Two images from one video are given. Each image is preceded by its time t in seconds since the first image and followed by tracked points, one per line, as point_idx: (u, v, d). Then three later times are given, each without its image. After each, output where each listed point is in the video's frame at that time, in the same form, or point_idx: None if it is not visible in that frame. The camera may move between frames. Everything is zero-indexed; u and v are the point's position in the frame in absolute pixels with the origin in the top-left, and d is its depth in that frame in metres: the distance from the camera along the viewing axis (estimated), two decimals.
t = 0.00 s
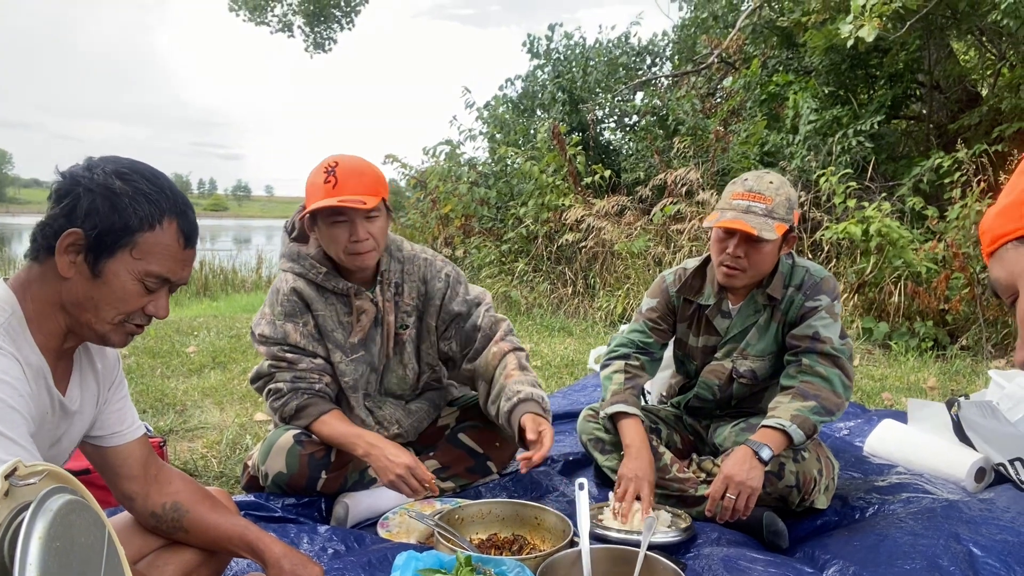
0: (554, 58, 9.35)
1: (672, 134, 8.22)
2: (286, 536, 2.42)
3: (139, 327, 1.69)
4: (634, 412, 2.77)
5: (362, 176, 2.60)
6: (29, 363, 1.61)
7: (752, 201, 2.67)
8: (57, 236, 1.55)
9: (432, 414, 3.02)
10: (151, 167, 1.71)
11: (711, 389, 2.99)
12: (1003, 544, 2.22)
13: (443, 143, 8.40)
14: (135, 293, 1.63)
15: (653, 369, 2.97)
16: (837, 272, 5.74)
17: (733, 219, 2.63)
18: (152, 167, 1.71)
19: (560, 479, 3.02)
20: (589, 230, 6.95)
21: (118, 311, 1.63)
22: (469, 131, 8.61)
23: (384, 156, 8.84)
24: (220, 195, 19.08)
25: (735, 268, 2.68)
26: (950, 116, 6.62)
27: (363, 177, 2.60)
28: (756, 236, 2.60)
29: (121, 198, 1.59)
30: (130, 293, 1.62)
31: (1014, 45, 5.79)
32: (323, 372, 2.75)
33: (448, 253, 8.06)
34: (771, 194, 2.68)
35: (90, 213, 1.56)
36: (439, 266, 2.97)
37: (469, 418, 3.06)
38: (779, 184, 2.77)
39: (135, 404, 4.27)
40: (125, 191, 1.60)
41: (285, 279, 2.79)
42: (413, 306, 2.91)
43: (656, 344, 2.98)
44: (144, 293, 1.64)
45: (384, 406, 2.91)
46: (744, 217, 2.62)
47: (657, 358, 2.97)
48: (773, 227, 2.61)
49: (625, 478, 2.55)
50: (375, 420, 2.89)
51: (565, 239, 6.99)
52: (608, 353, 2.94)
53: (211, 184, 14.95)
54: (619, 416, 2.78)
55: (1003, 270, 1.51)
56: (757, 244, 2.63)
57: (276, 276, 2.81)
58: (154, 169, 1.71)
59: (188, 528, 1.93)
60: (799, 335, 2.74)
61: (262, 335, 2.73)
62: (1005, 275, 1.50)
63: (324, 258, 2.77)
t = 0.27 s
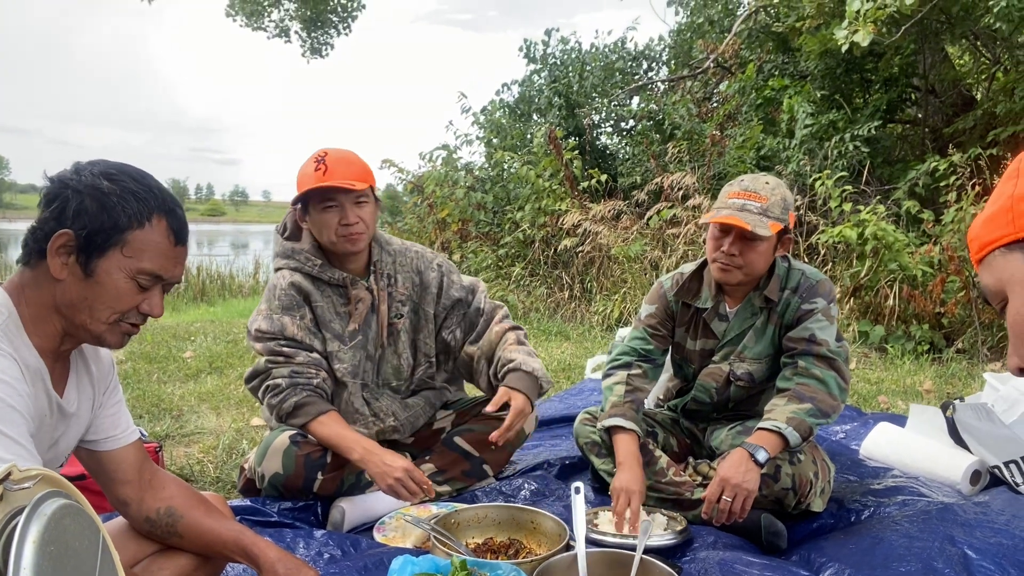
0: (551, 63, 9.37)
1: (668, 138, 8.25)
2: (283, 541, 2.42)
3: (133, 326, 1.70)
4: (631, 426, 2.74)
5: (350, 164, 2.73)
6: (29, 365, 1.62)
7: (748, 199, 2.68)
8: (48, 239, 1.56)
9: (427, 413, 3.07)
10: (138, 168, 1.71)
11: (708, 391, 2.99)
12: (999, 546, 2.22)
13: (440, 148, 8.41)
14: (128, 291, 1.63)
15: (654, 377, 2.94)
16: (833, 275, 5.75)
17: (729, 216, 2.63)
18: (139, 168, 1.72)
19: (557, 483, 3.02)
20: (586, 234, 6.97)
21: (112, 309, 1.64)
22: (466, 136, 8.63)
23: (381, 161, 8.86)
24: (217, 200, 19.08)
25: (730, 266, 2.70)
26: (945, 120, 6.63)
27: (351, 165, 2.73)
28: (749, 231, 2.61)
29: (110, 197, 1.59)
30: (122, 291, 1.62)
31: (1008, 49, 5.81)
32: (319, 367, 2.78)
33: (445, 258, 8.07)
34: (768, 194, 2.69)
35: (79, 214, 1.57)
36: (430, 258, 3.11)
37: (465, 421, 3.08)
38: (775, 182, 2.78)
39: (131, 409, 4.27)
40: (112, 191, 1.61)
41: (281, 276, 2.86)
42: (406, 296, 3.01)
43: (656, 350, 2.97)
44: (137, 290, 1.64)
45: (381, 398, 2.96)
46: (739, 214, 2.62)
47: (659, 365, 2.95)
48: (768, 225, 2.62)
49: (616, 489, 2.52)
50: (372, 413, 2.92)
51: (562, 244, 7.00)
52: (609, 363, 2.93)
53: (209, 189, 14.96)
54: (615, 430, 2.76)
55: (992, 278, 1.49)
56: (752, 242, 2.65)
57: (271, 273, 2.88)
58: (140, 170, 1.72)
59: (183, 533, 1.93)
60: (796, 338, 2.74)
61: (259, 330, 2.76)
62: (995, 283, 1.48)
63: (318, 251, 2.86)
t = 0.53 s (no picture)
0: (547, 68, 9.39)
1: (664, 143, 8.26)
2: (278, 548, 2.41)
3: (125, 297, 1.67)
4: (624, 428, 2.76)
5: (348, 164, 2.82)
6: (26, 373, 1.62)
7: (736, 204, 2.69)
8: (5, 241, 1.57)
9: (422, 411, 3.06)
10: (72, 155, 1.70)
11: (702, 396, 2.99)
12: (995, 551, 2.22)
13: (437, 153, 8.42)
14: (99, 263, 1.61)
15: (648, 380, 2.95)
16: (829, 280, 5.76)
17: (718, 221, 2.64)
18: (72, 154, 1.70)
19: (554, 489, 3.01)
20: (582, 239, 6.97)
21: (94, 288, 1.62)
22: (463, 141, 8.64)
23: (378, 166, 8.86)
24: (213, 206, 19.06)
25: (720, 271, 2.70)
26: (940, 124, 6.66)
27: (350, 165, 2.82)
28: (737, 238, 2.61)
29: (47, 181, 1.58)
30: (93, 263, 1.60)
31: (1002, 54, 5.84)
32: (310, 361, 2.79)
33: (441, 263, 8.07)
34: (756, 198, 2.70)
35: (28, 206, 1.56)
36: (421, 261, 3.17)
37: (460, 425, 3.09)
38: (764, 187, 2.79)
39: (126, 415, 4.26)
40: (44, 174, 1.60)
41: (276, 274, 2.90)
42: (399, 294, 3.05)
43: (650, 355, 2.99)
44: (109, 259, 1.62)
45: (375, 393, 2.96)
46: (727, 220, 2.63)
47: (651, 369, 2.97)
48: (756, 230, 2.61)
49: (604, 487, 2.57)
50: (365, 406, 2.92)
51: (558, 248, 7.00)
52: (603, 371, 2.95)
53: (205, 194, 14.95)
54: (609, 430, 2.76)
55: (987, 287, 1.49)
56: (741, 247, 2.65)
57: (267, 273, 2.93)
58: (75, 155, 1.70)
59: (179, 540, 1.92)
60: (788, 341, 2.75)
61: (253, 325, 2.79)
62: (989, 291, 1.48)
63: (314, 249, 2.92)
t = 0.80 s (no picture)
0: (544, 72, 9.40)
1: (661, 147, 8.28)
2: (275, 554, 2.40)
3: (108, 306, 1.67)
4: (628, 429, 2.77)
5: (353, 167, 2.86)
6: (12, 379, 1.61)
7: (739, 227, 2.68)
8: None
9: (421, 408, 3.07)
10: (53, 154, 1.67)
11: (701, 402, 2.99)
12: (993, 555, 2.22)
13: (433, 157, 8.41)
14: (81, 273, 1.61)
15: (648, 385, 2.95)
16: (825, 283, 5.77)
17: (720, 247, 2.64)
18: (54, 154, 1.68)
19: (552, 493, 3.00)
20: (579, 242, 6.98)
21: (75, 297, 1.62)
22: (459, 145, 8.64)
23: (375, 170, 8.85)
24: (209, 209, 19.03)
25: (723, 291, 2.70)
26: (935, 128, 6.69)
27: (354, 168, 2.86)
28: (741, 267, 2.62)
29: (26, 187, 1.56)
30: (75, 274, 1.60)
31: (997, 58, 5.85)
32: (307, 356, 2.82)
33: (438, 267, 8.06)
34: (758, 219, 2.69)
35: (7, 212, 1.55)
36: (416, 264, 3.17)
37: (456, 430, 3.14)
38: (768, 205, 2.79)
39: (122, 421, 4.24)
40: (25, 179, 1.57)
41: (274, 274, 2.94)
42: (394, 294, 3.05)
43: (649, 360, 2.98)
44: (90, 269, 1.62)
45: (372, 388, 2.97)
46: (729, 246, 2.64)
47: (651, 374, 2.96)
48: (759, 256, 2.63)
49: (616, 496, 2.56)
50: (362, 401, 2.92)
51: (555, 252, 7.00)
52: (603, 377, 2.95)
53: (201, 198, 14.91)
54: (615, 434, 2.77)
55: (990, 288, 1.49)
56: (745, 272, 2.65)
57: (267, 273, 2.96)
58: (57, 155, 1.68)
59: (174, 546, 1.91)
60: (787, 348, 2.75)
61: (253, 322, 2.82)
62: (993, 293, 1.48)
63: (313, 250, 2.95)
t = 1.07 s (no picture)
0: (541, 75, 9.40)
1: (658, 150, 8.28)
2: (274, 558, 2.38)
3: (105, 301, 1.66)
4: (634, 442, 2.71)
5: (362, 172, 2.90)
6: (12, 384, 1.60)
7: (753, 220, 2.67)
8: None
9: (417, 408, 3.06)
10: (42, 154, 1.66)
11: (703, 403, 2.98)
12: (995, 558, 2.22)
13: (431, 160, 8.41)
14: (75, 269, 1.59)
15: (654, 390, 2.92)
16: (824, 286, 5.77)
17: (733, 238, 2.63)
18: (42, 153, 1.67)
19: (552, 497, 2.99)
20: (576, 245, 6.97)
21: (71, 294, 1.60)
22: (457, 148, 8.64)
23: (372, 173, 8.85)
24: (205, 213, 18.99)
25: (730, 286, 2.70)
26: (931, 131, 6.71)
27: (364, 173, 2.91)
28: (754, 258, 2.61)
29: (14, 186, 1.55)
30: (69, 270, 1.59)
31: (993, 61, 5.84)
32: (304, 350, 2.81)
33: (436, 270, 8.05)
34: (770, 215, 2.69)
35: None
36: (412, 268, 3.18)
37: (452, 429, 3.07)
38: (777, 202, 2.79)
39: (119, 424, 4.22)
40: (13, 177, 1.56)
41: (272, 273, 2.94)
42: (390, 295, 3.05)
43: (655, 362, 2.95)
44: (85, 265, 1.61)
45: (368, 384, 2.95)
46: (743, 237, 2.62)
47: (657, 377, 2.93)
48: (771, 250, 2.63)
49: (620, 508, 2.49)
50: (358, 397, 2.91)
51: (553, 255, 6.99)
52: (609, 381, 2.92)
53: (198, 202, 14.88)
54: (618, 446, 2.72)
55: (995, 289, 1.48)
56: (755, 265, 2.64)
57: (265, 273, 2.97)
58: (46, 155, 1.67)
59: (173, 551, 1.90)
60: (791, 351, 2.74)
61: (251, 318, 2.82)
62: (997, 294, 1.48)
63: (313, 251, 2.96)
